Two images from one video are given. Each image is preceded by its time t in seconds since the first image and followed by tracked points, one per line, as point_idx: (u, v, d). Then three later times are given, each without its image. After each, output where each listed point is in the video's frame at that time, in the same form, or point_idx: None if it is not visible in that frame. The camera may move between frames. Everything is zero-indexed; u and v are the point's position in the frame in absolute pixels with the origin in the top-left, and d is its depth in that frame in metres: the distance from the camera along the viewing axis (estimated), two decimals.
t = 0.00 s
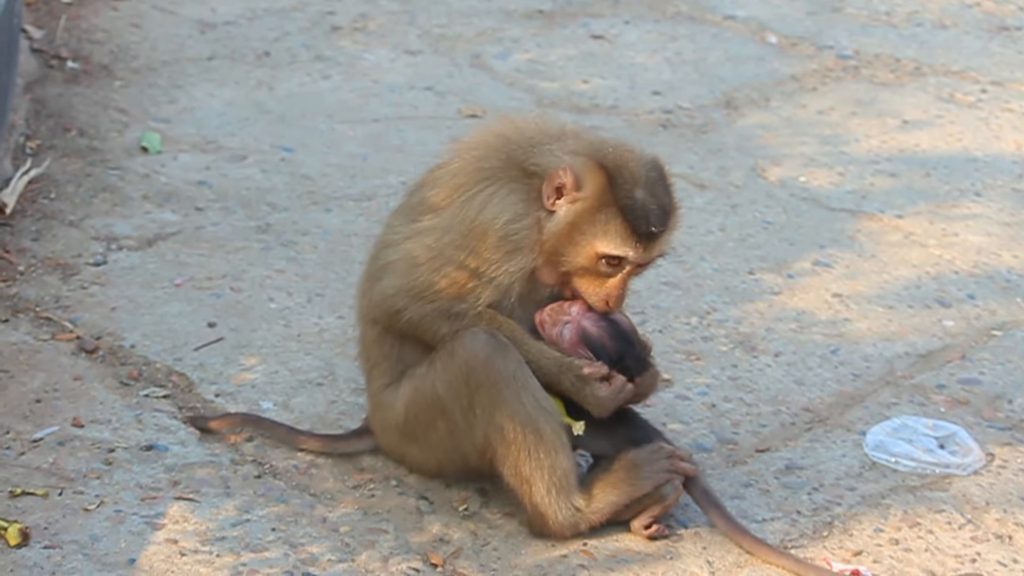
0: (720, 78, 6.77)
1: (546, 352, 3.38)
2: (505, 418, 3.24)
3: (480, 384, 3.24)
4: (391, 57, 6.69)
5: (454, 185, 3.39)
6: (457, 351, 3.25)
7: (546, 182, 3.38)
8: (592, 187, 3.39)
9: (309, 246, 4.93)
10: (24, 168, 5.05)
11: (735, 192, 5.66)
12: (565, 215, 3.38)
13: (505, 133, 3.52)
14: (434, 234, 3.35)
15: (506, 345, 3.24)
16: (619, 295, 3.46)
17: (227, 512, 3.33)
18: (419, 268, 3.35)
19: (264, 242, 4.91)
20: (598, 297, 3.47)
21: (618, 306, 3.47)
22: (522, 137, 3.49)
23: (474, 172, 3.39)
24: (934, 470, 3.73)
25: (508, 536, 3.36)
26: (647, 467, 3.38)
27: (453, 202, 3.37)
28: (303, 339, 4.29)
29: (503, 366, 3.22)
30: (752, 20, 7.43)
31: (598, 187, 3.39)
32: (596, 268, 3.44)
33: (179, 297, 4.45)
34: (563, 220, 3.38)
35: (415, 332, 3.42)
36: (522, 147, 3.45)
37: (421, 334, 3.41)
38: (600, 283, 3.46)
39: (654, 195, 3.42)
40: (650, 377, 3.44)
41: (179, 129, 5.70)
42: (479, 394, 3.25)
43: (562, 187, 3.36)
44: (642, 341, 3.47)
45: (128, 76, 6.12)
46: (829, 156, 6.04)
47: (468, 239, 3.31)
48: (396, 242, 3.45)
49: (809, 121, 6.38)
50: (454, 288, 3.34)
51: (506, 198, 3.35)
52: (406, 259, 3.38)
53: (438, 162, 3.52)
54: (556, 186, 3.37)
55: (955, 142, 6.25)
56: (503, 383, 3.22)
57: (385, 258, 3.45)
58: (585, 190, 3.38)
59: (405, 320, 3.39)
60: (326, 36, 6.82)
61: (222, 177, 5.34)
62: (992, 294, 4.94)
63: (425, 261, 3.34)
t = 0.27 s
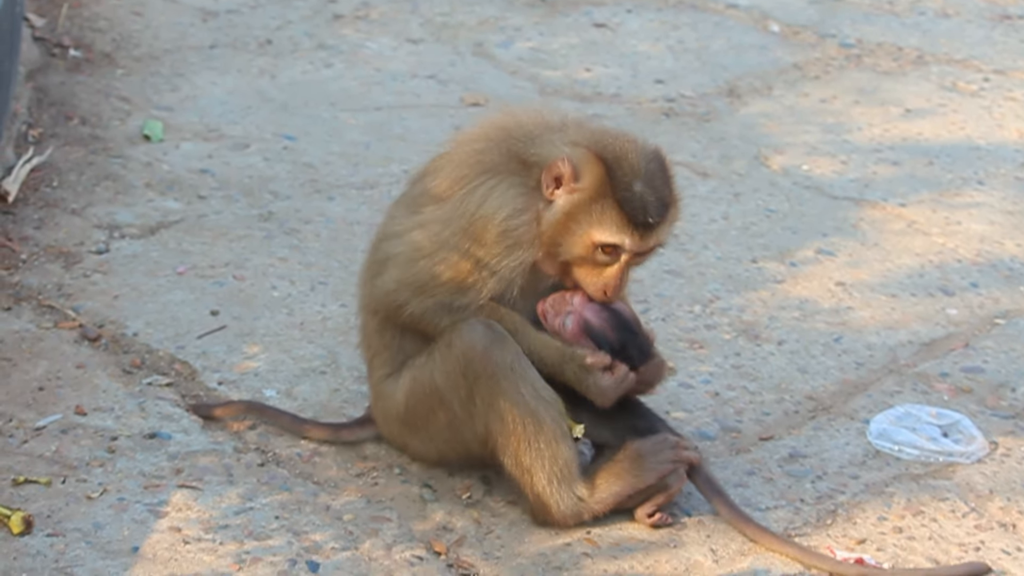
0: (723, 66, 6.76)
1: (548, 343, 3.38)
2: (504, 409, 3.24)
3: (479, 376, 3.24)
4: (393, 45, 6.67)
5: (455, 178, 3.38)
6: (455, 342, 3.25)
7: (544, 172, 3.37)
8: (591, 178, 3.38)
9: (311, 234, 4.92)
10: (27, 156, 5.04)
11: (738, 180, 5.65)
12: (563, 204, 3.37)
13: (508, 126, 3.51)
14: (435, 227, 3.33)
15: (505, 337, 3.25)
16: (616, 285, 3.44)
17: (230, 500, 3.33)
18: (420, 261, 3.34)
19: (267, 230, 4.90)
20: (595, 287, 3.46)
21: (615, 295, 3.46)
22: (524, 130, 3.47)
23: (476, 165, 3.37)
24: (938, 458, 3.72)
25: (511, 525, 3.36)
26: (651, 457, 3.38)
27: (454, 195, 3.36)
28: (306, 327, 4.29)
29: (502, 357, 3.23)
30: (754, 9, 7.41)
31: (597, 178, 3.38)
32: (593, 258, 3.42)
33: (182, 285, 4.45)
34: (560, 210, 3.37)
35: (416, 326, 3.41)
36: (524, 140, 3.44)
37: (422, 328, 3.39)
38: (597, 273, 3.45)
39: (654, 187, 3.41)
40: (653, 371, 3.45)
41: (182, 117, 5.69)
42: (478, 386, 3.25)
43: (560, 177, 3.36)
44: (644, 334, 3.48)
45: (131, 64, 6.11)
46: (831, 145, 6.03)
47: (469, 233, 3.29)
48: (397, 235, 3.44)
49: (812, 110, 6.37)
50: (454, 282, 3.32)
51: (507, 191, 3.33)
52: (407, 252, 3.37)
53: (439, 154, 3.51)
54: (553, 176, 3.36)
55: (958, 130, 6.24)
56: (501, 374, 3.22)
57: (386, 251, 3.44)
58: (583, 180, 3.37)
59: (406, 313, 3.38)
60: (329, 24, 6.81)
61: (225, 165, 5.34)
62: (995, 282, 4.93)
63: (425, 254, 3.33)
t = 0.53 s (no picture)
0: (723, 56, 6.75)
1: (551, 316, 3.37)
2: (498, 405, 3.24)
3: (471, 373, 3.24)
4: (394, 35, 6.66)
5: (451, 169, 3.38)
6: (445, 344, 3.26)
7: (540, 159, 3.37)
8: (586, 163, 3.38)
9: (312, 224, 4.92)
10: (27, 145, 5.04)
11: (739, 170, 5.64)
12: (559, 190, 3.36)
13: (501, 116, 3.51)
14: (433, 218, 3.33)
15: (494, 331, 3.24)
16: (614, 269, 3.42)
17: (231, 490, 3.33)
18: (418, 253, 3.33)
19: (267, 219, 4.90)
20: (594, 272, 3.45)
21: (614, 279, 3.44)
22: (519, 120, 3.48)
23: (472, 156, 3.37)
24: (939, 449, 3.72)
25: (512, 515, 3.36)
26: (653, 447, 3.38)
27: (452, 187, 3.36)
28: (307, 317, 4.29)
29: (492, 354, 3.22)
30: None
31: (593, 164, 3.38)
32: (591, 243, 3.41)
33: (183, 274, 4.44)
34: (557, 195, 3.36)
35: (415, 317, 3.41)
36: (519, 130, 3.44)
37: (420, 319, 3.39)
38: (595, 258, 3.44)
39: (651, 172, 3.40)
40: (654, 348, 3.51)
41: (182, 106, 5.69)
42: (471, 383, 3.25)
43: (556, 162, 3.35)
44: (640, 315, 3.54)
45: (131, 53, 6.11)
46: (832, 134, 6.02)
47: (469, 224, 3.30)
48: (393, 227, 3.43)
49: (813, 100, 6.37)
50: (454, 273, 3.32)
51: (506, 182, 3.34)
52: (405, 244, 3.37)
53: (435, 146, 3.51)
54: (549, 161, 3.36)
55: (958, 120, 6.24)
56: (493, 372, 3.22)
57: (382, 243, 3.44)
58: (580, 166, 3.37)
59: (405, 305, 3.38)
60: (329, 14, 6.80)
61: (225, 155, 5.33)
62: (996, 273, 4.93)
63: (424, 246, 3.33)
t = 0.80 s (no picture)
0: (720, 45, 6.75)
1: (552, 296, 3.37)
2: (498, 393, 3.24)
3: (470, 361, 3.23)
4: (390, 24, 6.65)
5: (442, 160, 3.35)
6: (446, 332, 3.24)
7: (529, 145, 3.33)
8: (576, 147, 3.35)
9: (309, 213, 4.91)
10: (23, 134, 5.02)
11: (736, 159, 5.64)
12: (551, 175, 3.32)
13: (489, 103, 3.48)
14: (426, 209, 3.31)
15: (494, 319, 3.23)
16: (607, 252, 3.41)
17: (229, 481, 3.32)
18: (413, 244, 3.32)
19: (264, 209, 4.89)
20: (587, 255, 3.43)
21: (608, 261, 3.42)
22: (507, 105, 3.45)
23: (462, 145, 3.35)
24: (936, 439, 3.72)
25: (510, 505, 3.36)
26: (650, 436, 3.37)
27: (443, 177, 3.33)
28: (304, 306, 4.28)
29: (491, 342, 3.21)
30: None
31: (582, 148, 3.35)
32: (584, 227, 3.38)
33: (179, 264, 4.43)
34: (548, 180, 3.32)
35: (411, 308, 3.40)
36: (507, 116, 3.41)
37: (417, 310, 3.39)
38: (588, 242, 3.41)
39: (641, 155, 3.38)
40: (659, 320, 3.49)
41: (178, 95, 5.67)
42: (470, 372, 3.24)
43: (546, 147, 3.31)
44: (641, 289, 3.59)
45: (127, 42, 6.09)
46: (829, 124, 6.01)
47: (462, 214, 3.28)
48: (386, 220, 3.41)
49: (809, 89, 6.36)
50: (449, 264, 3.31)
51: (497, 169, 3.31)
52: (399, 237, 3.36)
53: (424, 135, 3.48)
54: (539, 147, 3.31)
55: (955, 110, 6.23)
56: (494, 358, 3.21)
57: (376, 236, 3.42)
58: (570, 150, 3.33)
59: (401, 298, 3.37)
60: (325, 2, 6.79)
61: (221, 144, 5.32)
62: (993, 262, 4.93)
63: (418, 239, 3.32)
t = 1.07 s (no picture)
0: (719, 40, 6.75)
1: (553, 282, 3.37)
2: (495, 391, 3.25)
3: (466, 360, 3.24)
4: (389, 19, 6.65)
5: (445, 149, 3.37)
6: (442, 330, 3.26)
7: (528, 129, 3.34)
8: (574, 130, 3.36)
9: (309, 209, 4.91)
10: (23, 129, 5.02)
11: (736, 155, 5.64)
12: (551, 157, 3.33)
13: (492, 95, 3.50)
14: (430, 197, 3.33)
15: (491, 319, 3.24)
16: (610, 233, 3.42)
17: (231, 477, 3.32)
18: (416, 232, 3.34)
19: (264, 204, 4.89)
20: (590, 237, 3.44)
21: (609, 244, 3.45)
22: (510, 97, 3.47)
23: (466, 134, 3.37)
24: (937, 435, 3.73)
25: (512, 501, 3.36)
26: (649, 430, 3.37)
27: (446, 165, 3.35)
28: (305, 302, 4.28)
29: (487, 340, 3.22)
30: None
31: (581, 130, 3.36)
32: (586, 209, 3.40)
33: (180, 259, 4.43)
34: (548, 162, 3.33)
35: (412, 299, 3.40)
36: (509, 106, 3.43)
37: (418, 301, 3.39)
38: (590, 223, 3.42)
39: (638, 134, 3.39)
40: (660, 313, 3.49)
41: (178, 90, 5.67)
42: (468, 368, 3.25)
43: (546, 130, 3.32)
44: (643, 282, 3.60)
45: (126, 37, 6.09)
46: (828, 119, 6.02)
47: (464, 201, 3.29)
48: (389, 210, 3.43)
49: (808, 84, 6.36)
50: (451, 251, 3.32)
51: (499, 156, 3.33)
52: (402, 226, 3.37)
53: (429, 128, 3.50)
54: (539, 130, 3.32)
55: (953, 105, 6.24)
56: (490, 356, 3.22)
57: (379, 226, 3.44)
58: (569, 132, 3.35)
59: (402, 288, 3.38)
60: None
61: (221, 139, 5.32)
62: (993, 258, 4.93)
63: (421, 227, 3.33)
